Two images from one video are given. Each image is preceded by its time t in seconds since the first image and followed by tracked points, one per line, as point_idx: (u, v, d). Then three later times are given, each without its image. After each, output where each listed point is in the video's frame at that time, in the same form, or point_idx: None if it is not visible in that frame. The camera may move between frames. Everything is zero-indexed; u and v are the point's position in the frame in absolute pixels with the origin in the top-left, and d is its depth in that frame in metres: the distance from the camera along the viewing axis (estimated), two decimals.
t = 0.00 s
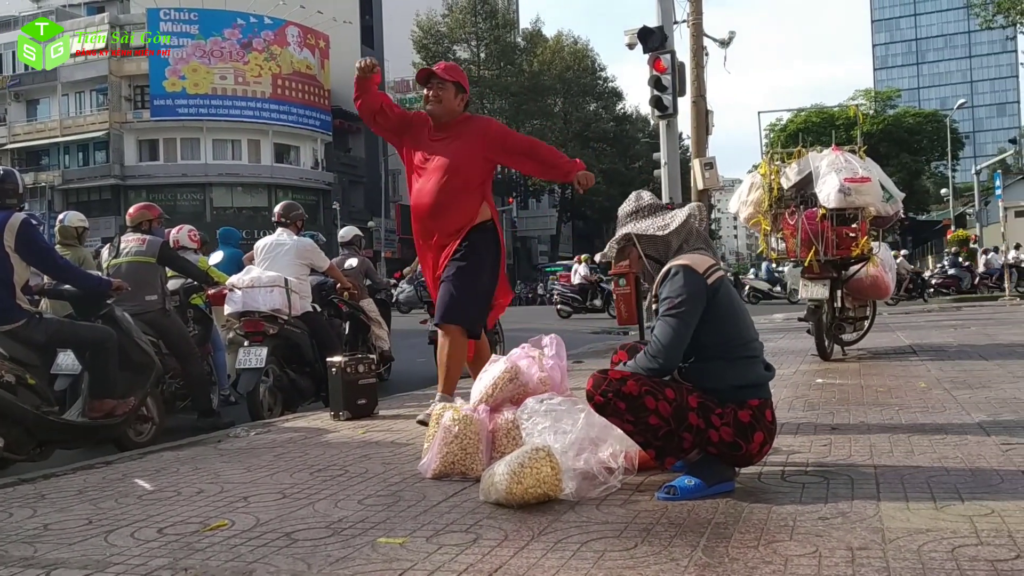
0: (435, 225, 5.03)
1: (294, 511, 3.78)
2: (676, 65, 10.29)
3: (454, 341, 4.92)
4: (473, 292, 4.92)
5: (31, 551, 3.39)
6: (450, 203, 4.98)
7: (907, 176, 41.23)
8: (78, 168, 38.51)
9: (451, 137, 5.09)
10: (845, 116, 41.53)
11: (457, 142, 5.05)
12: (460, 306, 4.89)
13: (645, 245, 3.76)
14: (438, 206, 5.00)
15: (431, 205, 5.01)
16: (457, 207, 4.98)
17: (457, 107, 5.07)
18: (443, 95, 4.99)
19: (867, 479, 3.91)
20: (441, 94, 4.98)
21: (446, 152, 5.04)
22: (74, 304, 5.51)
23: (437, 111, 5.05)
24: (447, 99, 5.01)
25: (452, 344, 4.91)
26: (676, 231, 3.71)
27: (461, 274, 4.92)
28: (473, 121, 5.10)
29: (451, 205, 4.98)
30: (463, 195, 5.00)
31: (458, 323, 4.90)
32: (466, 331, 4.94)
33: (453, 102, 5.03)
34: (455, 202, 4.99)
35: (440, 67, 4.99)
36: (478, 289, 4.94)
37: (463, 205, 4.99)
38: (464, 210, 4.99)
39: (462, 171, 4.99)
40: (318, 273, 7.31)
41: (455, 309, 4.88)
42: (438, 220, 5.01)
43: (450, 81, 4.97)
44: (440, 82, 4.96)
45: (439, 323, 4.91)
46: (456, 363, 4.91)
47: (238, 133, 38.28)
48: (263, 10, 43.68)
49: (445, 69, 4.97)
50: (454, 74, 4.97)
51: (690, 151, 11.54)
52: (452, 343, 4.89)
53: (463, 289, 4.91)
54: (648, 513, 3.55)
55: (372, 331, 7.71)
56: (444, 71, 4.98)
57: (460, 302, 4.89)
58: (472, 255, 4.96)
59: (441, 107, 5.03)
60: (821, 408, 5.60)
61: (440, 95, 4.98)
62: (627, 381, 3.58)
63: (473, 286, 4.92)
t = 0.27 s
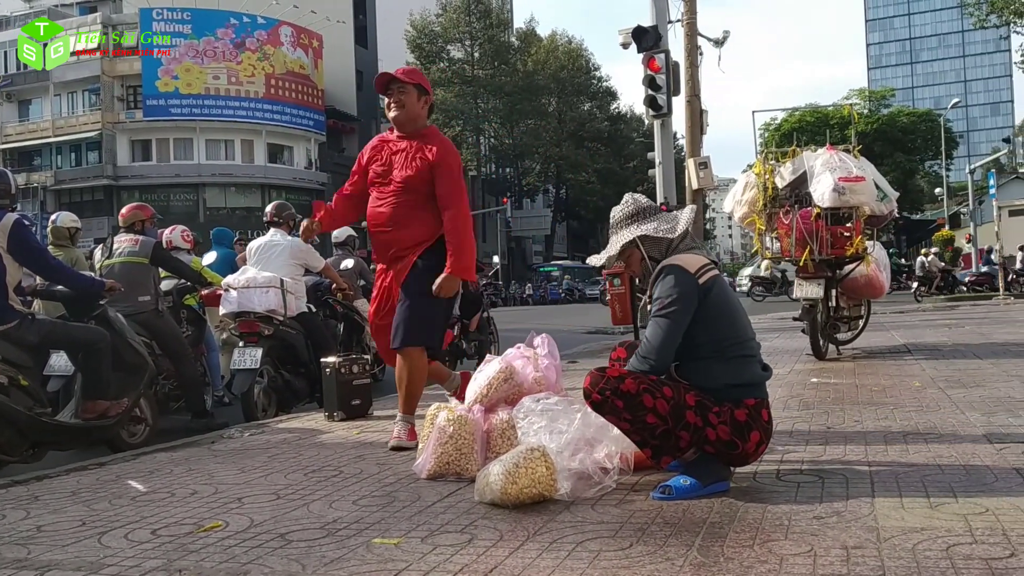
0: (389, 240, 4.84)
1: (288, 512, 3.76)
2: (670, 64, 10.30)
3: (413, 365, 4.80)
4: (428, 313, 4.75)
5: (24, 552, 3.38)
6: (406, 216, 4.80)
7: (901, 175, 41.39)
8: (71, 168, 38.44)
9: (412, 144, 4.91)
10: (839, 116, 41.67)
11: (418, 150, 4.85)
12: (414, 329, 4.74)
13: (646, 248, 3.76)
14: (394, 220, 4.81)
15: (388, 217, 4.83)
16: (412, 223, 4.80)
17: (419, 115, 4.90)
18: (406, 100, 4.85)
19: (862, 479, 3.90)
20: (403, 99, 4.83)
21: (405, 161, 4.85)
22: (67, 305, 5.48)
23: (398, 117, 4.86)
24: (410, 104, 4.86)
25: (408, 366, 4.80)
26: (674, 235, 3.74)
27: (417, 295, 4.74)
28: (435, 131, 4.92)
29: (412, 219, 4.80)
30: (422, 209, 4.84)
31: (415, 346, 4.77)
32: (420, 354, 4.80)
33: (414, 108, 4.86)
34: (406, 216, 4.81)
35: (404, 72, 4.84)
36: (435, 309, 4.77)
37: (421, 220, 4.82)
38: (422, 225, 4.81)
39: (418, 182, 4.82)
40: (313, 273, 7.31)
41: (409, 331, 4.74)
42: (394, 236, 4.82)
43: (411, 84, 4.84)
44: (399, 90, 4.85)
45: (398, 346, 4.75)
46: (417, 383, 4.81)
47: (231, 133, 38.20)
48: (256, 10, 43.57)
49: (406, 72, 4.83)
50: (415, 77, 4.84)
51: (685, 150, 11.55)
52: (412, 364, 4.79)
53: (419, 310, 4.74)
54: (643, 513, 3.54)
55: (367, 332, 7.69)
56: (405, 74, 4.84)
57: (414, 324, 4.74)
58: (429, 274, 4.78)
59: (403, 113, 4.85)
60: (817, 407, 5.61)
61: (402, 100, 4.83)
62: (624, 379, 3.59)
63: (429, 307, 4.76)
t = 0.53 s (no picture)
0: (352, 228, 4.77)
1: (288, 512, 3.76)
2: (668, 64, 10.32)
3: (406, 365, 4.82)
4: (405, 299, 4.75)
5: (23, 552, 3.37)
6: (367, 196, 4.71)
7: (897, 176, 41.53)
8: (68, 168, 38.40)
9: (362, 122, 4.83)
10: (836, 116, 41.81)
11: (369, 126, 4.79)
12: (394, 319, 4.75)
13: (634, 260, 3.83)
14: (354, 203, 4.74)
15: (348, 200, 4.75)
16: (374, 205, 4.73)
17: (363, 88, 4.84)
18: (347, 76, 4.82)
19: (860, 479, 3.91)
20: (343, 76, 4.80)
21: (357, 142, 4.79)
22: (65, 304, 5.47)
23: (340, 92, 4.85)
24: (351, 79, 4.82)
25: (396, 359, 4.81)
26: (668, 244, 3.76)
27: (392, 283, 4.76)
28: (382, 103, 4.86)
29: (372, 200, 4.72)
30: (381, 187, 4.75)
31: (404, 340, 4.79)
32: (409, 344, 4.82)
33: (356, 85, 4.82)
34: (371, 200, 4.73)
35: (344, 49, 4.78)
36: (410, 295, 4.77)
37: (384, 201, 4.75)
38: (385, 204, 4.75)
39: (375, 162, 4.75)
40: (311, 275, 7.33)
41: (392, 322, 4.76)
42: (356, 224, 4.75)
43: (351, 58, 4.77)
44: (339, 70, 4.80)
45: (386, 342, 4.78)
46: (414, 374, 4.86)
47: (228, 133, 38.16)
48: (254, 10, 43.52)
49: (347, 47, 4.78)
50: (354, 50, 4.79)
51: (682, 151, 11.56)
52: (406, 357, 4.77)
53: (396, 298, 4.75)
54: (643, 513, 3.55)
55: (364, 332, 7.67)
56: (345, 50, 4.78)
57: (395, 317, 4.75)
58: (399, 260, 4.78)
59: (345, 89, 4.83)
60: (814, 407, 5.62)
61: (342, 75, 4.80)
62: (623, 378, 3.60)
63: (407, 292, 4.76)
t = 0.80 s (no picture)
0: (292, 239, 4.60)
1: (289, 512, 3.76)
2: (668, 64, 10.33)
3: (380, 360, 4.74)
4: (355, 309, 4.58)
5: (25, 553, 3.37)
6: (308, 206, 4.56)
7: (897, 176, 41.57)
8: (67, 168, 38.39)
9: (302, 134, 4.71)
10: (837, 116, 41.87)
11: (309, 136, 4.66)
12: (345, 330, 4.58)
13: (634, 262, 3.83)
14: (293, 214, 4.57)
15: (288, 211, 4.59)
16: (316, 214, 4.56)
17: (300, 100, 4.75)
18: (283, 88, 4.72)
19: (862, 478, 3.91)
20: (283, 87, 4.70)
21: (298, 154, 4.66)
22: (65, 305, 5.46)
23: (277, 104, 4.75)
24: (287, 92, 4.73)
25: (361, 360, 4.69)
26: (667, 246, 3.77)
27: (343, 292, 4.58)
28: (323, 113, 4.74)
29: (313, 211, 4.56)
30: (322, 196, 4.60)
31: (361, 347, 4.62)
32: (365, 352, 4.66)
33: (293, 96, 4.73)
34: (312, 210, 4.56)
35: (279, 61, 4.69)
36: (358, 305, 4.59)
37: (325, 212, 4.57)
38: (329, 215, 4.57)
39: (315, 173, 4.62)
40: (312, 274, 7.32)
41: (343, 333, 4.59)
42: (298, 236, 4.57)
43: (290, 70, 4.69)
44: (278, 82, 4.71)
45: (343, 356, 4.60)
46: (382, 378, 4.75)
47: (228, 133, 38.15)
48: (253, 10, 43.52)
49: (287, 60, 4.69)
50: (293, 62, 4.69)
51: (682, 150, 11.57)
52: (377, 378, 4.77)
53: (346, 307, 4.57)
54: (644, 513, 3.55)
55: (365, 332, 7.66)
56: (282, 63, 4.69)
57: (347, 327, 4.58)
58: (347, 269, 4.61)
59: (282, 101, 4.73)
60: (816, 407, 5.62)
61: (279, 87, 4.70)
62: (622, 378, 3.62)
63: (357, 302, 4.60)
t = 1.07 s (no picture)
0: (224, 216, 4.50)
1: (290, 511, 3.77)
2: (668, 65, 10.33)
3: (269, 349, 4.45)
4: (271, 293, 4.41)
5: (26, 552, 3.37)
6: (244, 184, 4.44)
7: (898, 176, 41.56)
8: (67, 167, 38.40)
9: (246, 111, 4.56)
10: (837, 117, 41.90)
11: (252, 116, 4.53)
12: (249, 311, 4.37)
13: (633, 261, 3.86)
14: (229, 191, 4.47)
15: (225, 187, 4.48)
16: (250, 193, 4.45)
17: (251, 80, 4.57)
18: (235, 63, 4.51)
19: (863, 479, 3.91)
20: (227, 69, 4.49)
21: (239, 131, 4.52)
22: (65, 304, 5.46)
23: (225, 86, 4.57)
24: (236, 71, 4.52)
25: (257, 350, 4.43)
26: (668, 246, 3.77)
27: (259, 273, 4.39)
28: (270, 93, 4.58)
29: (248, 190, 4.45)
30: (260, 178, 4.50)
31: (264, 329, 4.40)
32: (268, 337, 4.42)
33: (240, 72, 4.52)
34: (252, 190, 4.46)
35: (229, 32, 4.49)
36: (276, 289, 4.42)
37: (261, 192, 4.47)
38: (263, 195, 4.47)
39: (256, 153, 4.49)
40: (313, 273, 7.32)
41: (250, 314, 4.37)
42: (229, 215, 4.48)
43: (234, 50, 4.48)
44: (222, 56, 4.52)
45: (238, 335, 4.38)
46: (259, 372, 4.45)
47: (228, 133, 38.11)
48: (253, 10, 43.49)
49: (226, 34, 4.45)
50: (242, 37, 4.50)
51: (682, 150, 11.57)
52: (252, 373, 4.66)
53: (259, 290, 4.38)
54: (645, 513, 3.55)
55: (365, 332, 7.65)
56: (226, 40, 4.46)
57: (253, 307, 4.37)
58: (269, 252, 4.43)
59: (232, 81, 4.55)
60: (816, 408, 5.62)
61: (225, 66, 4.48)
62: (621, 379, 3.66)
63: (272, 287, 4.42)
